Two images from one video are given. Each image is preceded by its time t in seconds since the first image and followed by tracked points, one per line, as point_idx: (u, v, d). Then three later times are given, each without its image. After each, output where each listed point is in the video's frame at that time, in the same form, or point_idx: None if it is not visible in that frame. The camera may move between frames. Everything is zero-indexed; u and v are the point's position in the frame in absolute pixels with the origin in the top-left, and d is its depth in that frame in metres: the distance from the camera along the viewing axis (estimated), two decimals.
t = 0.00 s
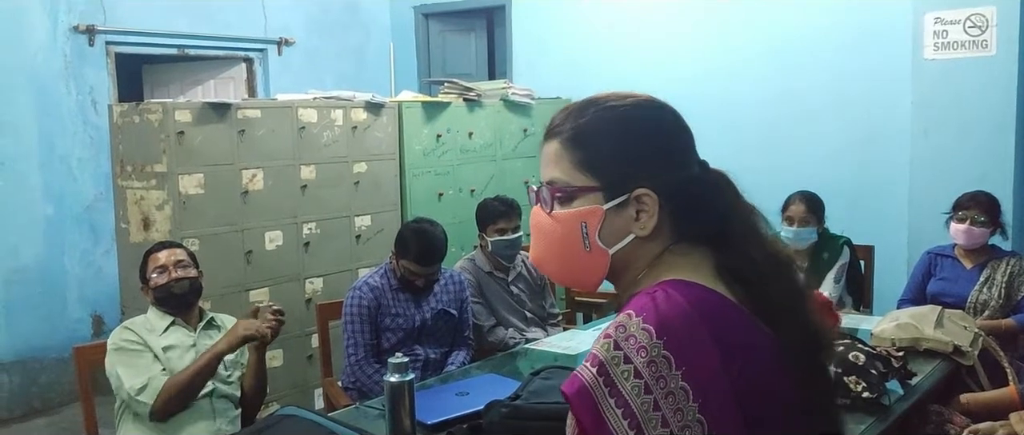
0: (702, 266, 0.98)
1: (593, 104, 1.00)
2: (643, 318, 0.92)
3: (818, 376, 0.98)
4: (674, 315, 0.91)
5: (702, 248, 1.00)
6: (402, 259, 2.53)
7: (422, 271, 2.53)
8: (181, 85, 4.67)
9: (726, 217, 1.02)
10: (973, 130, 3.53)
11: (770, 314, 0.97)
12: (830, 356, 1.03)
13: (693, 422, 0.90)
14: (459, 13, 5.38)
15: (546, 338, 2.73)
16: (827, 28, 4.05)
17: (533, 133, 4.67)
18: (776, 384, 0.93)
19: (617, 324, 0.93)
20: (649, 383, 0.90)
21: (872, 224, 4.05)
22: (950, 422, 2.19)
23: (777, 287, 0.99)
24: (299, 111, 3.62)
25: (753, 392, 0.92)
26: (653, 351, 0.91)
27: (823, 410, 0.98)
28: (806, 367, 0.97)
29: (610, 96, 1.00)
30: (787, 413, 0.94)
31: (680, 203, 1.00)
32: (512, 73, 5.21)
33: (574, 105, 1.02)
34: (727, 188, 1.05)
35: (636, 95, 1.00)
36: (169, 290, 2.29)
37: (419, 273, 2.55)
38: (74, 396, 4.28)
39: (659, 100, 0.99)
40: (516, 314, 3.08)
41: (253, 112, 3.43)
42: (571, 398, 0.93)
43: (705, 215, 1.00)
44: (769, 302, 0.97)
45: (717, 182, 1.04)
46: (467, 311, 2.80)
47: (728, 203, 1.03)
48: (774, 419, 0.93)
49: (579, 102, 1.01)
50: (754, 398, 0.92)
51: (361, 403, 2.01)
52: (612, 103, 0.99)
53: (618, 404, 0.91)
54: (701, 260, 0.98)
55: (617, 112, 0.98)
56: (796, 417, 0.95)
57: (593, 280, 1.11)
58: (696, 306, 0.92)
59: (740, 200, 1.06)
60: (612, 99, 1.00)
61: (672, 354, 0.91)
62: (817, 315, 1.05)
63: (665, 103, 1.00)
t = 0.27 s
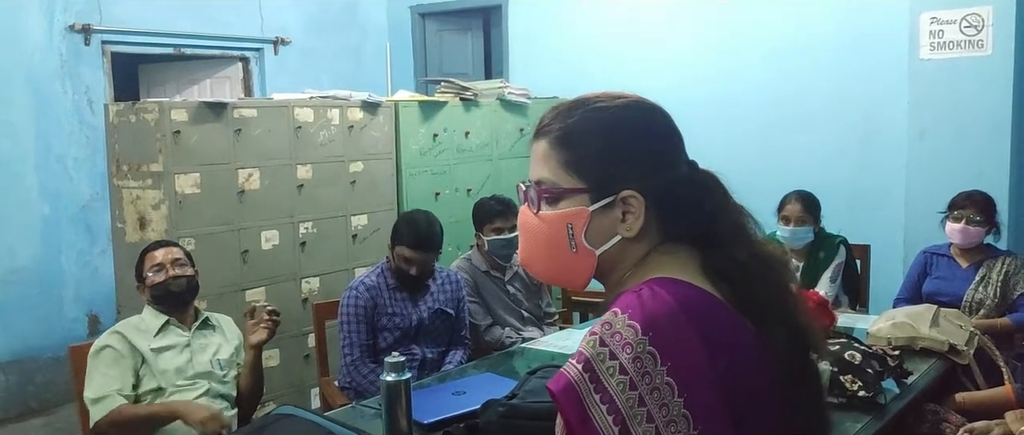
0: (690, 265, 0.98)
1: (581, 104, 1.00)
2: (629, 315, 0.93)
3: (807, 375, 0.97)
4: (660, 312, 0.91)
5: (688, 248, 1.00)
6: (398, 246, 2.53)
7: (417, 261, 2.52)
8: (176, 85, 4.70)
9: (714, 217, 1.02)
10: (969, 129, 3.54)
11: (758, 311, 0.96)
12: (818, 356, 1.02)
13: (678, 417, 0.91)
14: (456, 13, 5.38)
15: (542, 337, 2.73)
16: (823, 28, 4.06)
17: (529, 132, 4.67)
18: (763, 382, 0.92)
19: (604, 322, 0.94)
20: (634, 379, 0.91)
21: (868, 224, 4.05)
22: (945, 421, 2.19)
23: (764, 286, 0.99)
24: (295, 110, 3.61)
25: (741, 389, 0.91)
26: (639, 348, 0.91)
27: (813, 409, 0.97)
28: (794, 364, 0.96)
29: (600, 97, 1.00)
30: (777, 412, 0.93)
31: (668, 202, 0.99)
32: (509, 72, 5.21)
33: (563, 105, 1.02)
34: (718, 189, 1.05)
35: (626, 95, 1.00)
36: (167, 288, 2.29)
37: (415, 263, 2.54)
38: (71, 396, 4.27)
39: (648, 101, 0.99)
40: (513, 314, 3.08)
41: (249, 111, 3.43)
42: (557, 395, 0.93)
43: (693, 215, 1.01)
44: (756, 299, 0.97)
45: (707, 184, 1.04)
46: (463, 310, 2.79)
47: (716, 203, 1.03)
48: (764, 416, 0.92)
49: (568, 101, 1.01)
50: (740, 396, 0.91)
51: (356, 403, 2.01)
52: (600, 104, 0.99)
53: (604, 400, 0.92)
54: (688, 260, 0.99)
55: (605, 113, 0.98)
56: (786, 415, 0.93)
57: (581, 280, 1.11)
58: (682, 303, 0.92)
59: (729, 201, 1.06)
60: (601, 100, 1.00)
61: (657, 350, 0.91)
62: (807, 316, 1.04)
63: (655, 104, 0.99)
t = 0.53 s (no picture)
0: (690, 262, 0.98)
1: (582, 99, 1.00)
2: (627, 310, 0.93)
3: (805, 372, 0.97)
4: (660, 309, 0.92)
5: (687, 244, 1.00)
6: (398, 225, 2.56)
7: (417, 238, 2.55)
8: (177, 82, 4.71)
9: (713, 214, 1.02)
10: (970, 127, 3.54)
11: (757, 309, 0.97)
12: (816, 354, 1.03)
13: (675, 413, 0.92)
14: (456, 11, 5.37)
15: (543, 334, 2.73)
16: (824, 25, 4.05)
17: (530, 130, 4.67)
18: (762, 380, 0.92)
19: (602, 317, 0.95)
20: (632, 374, 0.92)
21: (868, 222, 4.05)
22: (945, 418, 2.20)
23: (764, 283, 0.99)
24: (296, 108, 3.61)
25: (739, 386, 0.91)
26: (637, 343, 0.92)
27: (812, 407, 0.97)
28: (792, 362, 0.96)
29: (602, 92, 1.00)
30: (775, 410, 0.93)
31: (666, 199, 1.00)
32: (509, 70, 5.20)
33: (564, 100, 1.02)
34: (721, 186, 1.05)
35: (628, 91, 1.00)
36: (168, 284, 2.29)
37: (414, 242, 2.57)
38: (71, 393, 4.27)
39: (650, 96, 0.99)
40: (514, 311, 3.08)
41: (250, 109, 3.43)
42: (554, 390, 0.94)
43: (691, 212, 1.01)
44: (756, 297, 0.97)
45: (708, 181, 1.04)
46: (464, 308, 2.80)
47: (715, 200, 1.03)
48: (761, 414, 0.92)
49: (569, 96, 1.02)
50: (740, 394, 0.92)
51: (358, 400, 2.01)
52: (601, 99, 0.99)
53: (601, 395, 0.93)
54: (686, 257, 0.99)
55: (605, 108, 0.98)
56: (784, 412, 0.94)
57: (580, 276, 1.11)
58: (683, 301, 0.92)
59: (729, 197, 1.05)
60: (602, 95, 1.00)
61: (655, 345, 0.92)
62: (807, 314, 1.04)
63: (656, 100, 0.99)
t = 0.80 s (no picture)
0: (701, 261, 0.98)
1: (591, 96, 1.00)
2: (639, 308, 0.93)
3: (815, 372, 0.98)
4: (671, 308, 0.91)
5: (698, 243, 1.00)
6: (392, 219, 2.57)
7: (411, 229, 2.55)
8: (176, 81, 4.70)
9: (725, 212, 1.02)
10: (970, 124, 3.54)
11: (768, 309, 0.97)
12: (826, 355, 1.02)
13: (686, 413, 0.91)
14: (456, 9, 5.37)
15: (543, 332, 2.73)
16: (825, 22, 4.05)
17: (530, 128, 4.67)
18: (771, 379, 0.93)
19: (613, 316, 0.95)
20: (643, 373, 0.91)
21: (868, 219, 4.05)
22: (946, 415, 2.20)
23: (774, 283, 1.00)
24: (296, 106, 3.61)
25: (749, 386, 0.92)
26: (648, 342, 0.91)
27: (820, 407, 0.98)
28: (802, 363, 0.96)
29: (612, 88, 1.00)
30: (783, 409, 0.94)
31: (677, 197, 1.00)
32: (509, 68, 5.20)
33: (574, 95, 1.02)
34: (733, 183, 1.05)
35: (639, 87, 1.00)
36: (168, 282, 2.29)
37: (410, 233, 2.57)
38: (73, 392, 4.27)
39: (661, 92, 0.99)
40: (514, 309, 3.08)
41: (250, 107, 3.43)
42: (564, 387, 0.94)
43: (702, 210, 1.00)
44: (766, 297, 0.97)
45: (720, 178, 1.04)
46: (464, 306, 2.81)
47: (727, 198, 1.03)
48: (771, 413, 0.93)
49: (579, 92, 1.02)
50: (749, 393, 0.92)
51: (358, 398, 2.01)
52: (613, 95, 0.99)
53: (611, 394, 0.92)
54: (697, 255, 0.99)
55: (617, 104, 0.98)
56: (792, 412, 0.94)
57: (590, 273, 1.11)
58: (695, 300, 0.92)
59: (741, 195, 1.05)
60: (613, 92, 0.99)
61: (666, 344, 0.91)
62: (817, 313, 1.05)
63: (667, 96, 0.99)
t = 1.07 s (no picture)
0: (712, 262, 0.98)
1: (604, 95, 0.99)
2: (654, 311, 0.92)
3: (818, 372, 1.00)
4: (687, 310, 0.91)
5: (709, 243, 1.01)
6: (389, 216, 2.59)
7: (406, 227, 2.55)
8: (175, 81, 4.65)
9: (736, 213, 1.02)
10: (969, 124, 3.54)
11: (777, 310, 0.98)
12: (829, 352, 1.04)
13: (701, 417, 0.91)
14: (454, 8, 5.37)
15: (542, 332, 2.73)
16: (823, 23, 4.06)
17: (529, 127, 4.68)
18: (778, 378, 0.95)
19: (628, 318, 0.93)
20: (658, 377, 0.91)
21: (867, 219, 4.06)
22: (944, 414, 2.20)
23: (782, 283, 1.01)
24: (295, 105, 3.61)
25: (758, 387, 0.93)
26: (664, 345, 0.91)
27: (822, 405, 1.00)
28: (806, 364, 0.99)
29: (625, 86, 1.00)
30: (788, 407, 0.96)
31: (691, 198, 1.00)
32: (508, 67, 5.21)
33: (586, 94, 1.01)
34: (745, 182, 1.05)
35: (651, 85, 0.99)
36: (166, 280, 2.29)
37: (405, 231, 2.57)
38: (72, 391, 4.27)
39: (673, 91, 0.99)
40: (513, 308, 3.09)
41: (249, 106, 3.43)
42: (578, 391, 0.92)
43: (714, 210, 1.01)
44: (774, 298, 0.98)
45: (734, 176, 1.04)
46: (463, 306, 2.80)
47: (739, 198, 1.03)
48: (778, 413, 0.95)
49: (591, 91, 1.01)
50: (757, 392, 0.93)
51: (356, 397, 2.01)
52: (626, 94, 0.98)
53: (626, 398, 0.91)
54: (709, 256, 0.99)
55: (631, 103, 0.98)
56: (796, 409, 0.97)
57: (602, 272, 1.10)
58: (708, 301, 0.92)
59: (754, 194, 1.06)
60: (625, 91, 0.99)
61: (683, 349, 0.91)
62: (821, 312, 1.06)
63: (679, 94, 0.99)
